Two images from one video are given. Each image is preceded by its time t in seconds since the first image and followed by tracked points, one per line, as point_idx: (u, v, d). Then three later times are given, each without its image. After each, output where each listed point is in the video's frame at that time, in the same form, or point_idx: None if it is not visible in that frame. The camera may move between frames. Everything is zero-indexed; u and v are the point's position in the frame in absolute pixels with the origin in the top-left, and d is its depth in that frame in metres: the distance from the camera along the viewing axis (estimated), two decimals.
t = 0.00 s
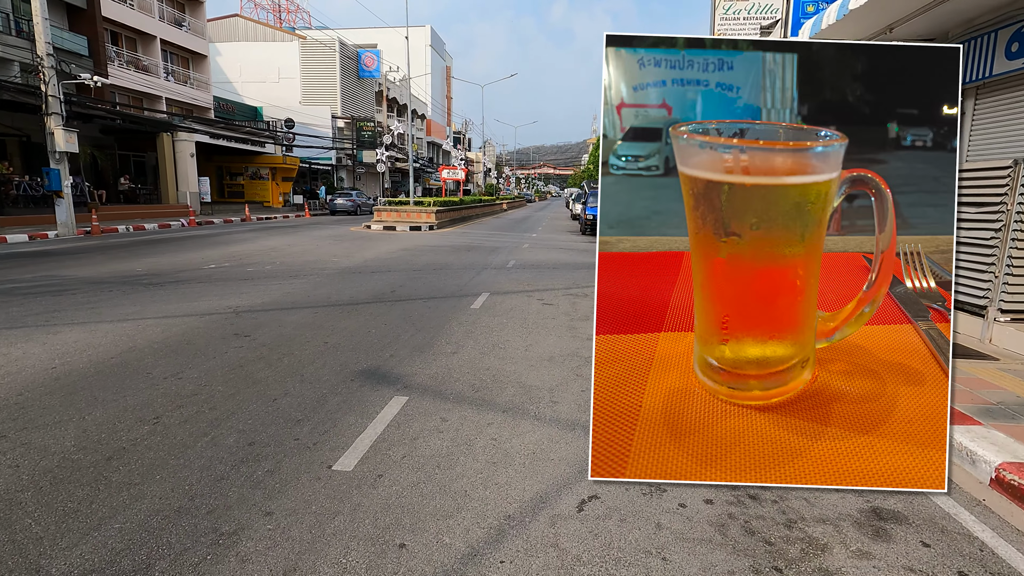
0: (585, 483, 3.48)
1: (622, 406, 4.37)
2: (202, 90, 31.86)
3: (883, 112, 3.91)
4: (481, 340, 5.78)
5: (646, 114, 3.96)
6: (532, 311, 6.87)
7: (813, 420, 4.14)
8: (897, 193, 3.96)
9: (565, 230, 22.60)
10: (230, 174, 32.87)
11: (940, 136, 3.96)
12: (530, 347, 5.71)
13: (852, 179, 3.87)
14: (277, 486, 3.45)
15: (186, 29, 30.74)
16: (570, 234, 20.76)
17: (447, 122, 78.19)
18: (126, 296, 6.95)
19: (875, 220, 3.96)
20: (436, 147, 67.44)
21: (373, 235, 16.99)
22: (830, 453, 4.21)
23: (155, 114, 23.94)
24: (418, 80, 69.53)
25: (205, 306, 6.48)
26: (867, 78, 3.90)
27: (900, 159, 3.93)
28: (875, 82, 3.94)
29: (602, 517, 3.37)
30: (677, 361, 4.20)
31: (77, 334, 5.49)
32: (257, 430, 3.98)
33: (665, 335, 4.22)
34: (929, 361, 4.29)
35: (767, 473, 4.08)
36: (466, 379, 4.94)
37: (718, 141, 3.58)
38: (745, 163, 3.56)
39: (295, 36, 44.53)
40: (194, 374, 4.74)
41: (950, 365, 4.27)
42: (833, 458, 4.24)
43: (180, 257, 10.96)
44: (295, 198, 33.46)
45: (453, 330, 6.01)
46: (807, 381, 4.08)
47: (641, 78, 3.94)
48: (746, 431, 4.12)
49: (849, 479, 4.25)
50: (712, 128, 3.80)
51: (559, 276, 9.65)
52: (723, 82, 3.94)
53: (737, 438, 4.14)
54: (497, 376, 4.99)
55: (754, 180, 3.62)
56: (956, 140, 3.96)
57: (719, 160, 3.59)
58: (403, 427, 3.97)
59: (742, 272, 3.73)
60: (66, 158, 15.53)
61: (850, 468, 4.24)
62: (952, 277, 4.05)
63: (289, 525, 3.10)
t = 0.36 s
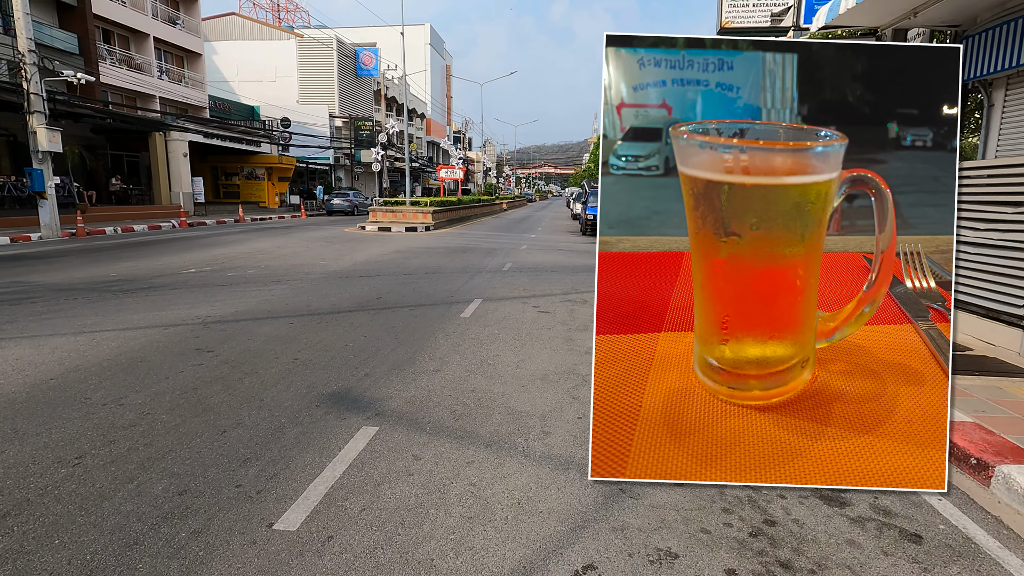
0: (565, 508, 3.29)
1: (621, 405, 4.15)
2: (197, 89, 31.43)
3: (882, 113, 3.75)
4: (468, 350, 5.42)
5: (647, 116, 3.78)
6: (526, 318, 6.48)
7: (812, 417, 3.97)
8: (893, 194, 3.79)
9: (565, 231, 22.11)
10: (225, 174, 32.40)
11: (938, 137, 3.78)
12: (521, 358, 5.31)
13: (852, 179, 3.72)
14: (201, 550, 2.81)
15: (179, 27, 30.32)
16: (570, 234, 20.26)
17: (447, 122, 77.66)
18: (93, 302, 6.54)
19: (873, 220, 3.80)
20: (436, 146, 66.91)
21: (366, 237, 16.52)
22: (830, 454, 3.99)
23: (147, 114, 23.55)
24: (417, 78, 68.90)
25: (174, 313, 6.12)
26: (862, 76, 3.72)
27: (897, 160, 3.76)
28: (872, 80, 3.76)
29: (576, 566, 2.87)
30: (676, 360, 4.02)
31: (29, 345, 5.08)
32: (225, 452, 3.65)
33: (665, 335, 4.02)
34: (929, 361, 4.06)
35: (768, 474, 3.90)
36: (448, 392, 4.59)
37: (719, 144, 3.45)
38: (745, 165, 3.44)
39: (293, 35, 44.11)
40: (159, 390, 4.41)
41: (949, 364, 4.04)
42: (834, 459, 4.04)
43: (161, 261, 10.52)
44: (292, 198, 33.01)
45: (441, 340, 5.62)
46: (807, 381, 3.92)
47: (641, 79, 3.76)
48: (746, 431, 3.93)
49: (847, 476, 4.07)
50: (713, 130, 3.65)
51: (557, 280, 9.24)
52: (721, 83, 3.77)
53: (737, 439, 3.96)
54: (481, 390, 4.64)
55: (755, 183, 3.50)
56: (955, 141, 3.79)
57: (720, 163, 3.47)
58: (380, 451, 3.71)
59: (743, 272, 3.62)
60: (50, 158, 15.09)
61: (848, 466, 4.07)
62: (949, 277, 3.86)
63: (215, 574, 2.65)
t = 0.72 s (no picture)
0: (538, 518, 2.43)
1: (621, 405, 2.94)
2: (196, 86, 31.02)
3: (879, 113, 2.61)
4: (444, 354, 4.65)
5: (645, 117, 2.66)
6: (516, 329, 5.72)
7: (808, 417, 2.83)
8: (891, 195, 2.65)
9: (570, 230, 21.40)
10: (225, 173, 31.98)
11: (934, 138, 2.65)
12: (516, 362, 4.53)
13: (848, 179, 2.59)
14: None
15: (178, 24, 29.90)
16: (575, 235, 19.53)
17: (452, 120, 77.16)
18: (40, 310, 5.97)
19: (869, 220, 2.67)
20: (441, 145, 66.38)
21: (364, 237, 15.95)
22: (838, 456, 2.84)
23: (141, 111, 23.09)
24: (422, 77, 68.47)
25: (141, 320, 5.51)
26: (862, 76, 2.59)
27: (893, 161, 2.63)
28: (870, 81, 2.63)
29: None
30: (675, 361, 2.86)
31: None
32: (140, 447, 2.89)
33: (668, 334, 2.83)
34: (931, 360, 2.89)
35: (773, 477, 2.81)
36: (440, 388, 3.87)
37: (718, 144, 2.45)
38: (744, 166, 2.43)
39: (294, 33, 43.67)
40: (92, 385, 3.73)
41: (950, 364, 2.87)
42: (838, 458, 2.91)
43: (145, 262, 10.02)
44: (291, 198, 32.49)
45: (425, 347, 4.88)
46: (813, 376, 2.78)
47: (640, 76, 2.63)
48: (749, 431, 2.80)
49: (845, 478, 2.94)
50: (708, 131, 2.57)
51: (555, 284, 8.54)
52: (718, 83, 2.67)
53: (738, 440, 2.82)
54: (463, 388, 3.86)
55: (753, 183, 2.47)
56: (958, 145, 2.66)
57: (718, 163, 2.46)
58: (340, 446, 2.95)
59: (741, 277, 2.55)
60: (37, 155, 14.67)
61: (846, 467, 2.93)
62: (947, 278, 2.73)
63: None
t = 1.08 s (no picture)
0: None
1: (620, 405, 2.79)
2: (187, 85, 30.52)
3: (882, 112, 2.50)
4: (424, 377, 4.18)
5: (646, 116, 2.52)
6: (508, 344, 5.21)
7: (809, 418, 2.68)
8: (891, 195, 2.54)
9: (566, 231, 20.96)
10: (217, 173, 31.44)
11: (936, 140, 2.54)
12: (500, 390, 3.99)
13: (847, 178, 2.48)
14: None
15: (169, 21, 29.35)
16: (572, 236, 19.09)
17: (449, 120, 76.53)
18: None
19: (871, 222, 2.55)
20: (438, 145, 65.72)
21: (355, 239, 15.47)
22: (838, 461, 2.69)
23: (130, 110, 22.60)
24: (419, 76, 67.79)
25: (102, 331, 5.13)
26: (862, 75, 2.48)
27: (894, 161, 2.52)
28: (871, 80, 2.52)
29: None
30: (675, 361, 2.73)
31: None
32: (40, 509, 2.40)
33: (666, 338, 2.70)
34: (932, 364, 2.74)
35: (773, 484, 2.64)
36: (413, 424, 3.35)
37: (717, 140, 2.34)
38: (744, 164, 2.32)
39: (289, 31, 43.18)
40: (13, 419, 3.26)
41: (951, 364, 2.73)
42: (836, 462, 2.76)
43: (120, 266, 9.55)
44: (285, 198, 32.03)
45: (404, 369, 4.37)
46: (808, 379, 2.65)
47: (643, 73, 2.49)
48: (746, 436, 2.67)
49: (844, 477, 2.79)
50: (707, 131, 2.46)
51: (547, 290, 8.14)
52: (720, 79, 2.53)
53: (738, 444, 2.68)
54: (438, 422, 3.38)
55: (754, 182, 2.36)
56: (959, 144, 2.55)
57: (719, 161, 2.32)
58: (282, 502, 2.48)
59: (741, 275, 2.42)
60: (15, 155, 14.15)
61: (849, 468, 2.78)
62: (948, 278, 2.59)
63: None
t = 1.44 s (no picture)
0: None
1: (620, 405, 2.53)
2: (175, 84, 29.94)
3: (880, 114, 2.14)
4: (393, 404, 3.71)
5: (645, 117, 2.20)
6: (491, 361, 4.74)
7: (808, 418, 2.39)
8: (893, 194, 2.20)
9: (564, 232, 20.43)
10: (206, 174, 30.85)
11: (933, 139, 2.17)
12: (477, 420, 3.49)
13: (850, 179, 2.15)
14: None
15: (155, 19, 28.76)
16: (568, 237, 18.58)
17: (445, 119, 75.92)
18: None
19: (871, 220, 2.22)
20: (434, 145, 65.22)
21: (344, 241, 14.98)
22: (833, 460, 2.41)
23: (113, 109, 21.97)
24: (414, 75, 67.25)
25: (47, 350, 4.67)
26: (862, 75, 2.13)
27: (894, 162, 2.17)
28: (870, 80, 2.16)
29: None
30: (673, 361, 2.44)
31: None
32: None
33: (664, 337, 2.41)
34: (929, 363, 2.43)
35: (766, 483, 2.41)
36: (374, 467, 2.88)
37: (717, 142, 2.02)
38: (745, 165, 2.00)
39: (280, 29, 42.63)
40: None
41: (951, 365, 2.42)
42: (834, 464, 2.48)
43: (89, 273, 9.07)
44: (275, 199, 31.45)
45: (369, 395, 3.87)
46: (808, 378, 2.34)
47: (638, 74, 2.18)
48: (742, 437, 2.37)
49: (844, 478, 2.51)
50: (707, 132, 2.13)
51: (538, 296, 7.70)
52: (718, 82, 2.20)
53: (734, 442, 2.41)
54: (402, 463, 2.92)
55: (753, 184, 2.04)
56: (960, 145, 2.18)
57: (718, 161, 2.02)
58: None
59: (740, 277, 2.12)
60: None
61: (847, 466, 2.50)
62: (952, 278, 2.27)
63: None
